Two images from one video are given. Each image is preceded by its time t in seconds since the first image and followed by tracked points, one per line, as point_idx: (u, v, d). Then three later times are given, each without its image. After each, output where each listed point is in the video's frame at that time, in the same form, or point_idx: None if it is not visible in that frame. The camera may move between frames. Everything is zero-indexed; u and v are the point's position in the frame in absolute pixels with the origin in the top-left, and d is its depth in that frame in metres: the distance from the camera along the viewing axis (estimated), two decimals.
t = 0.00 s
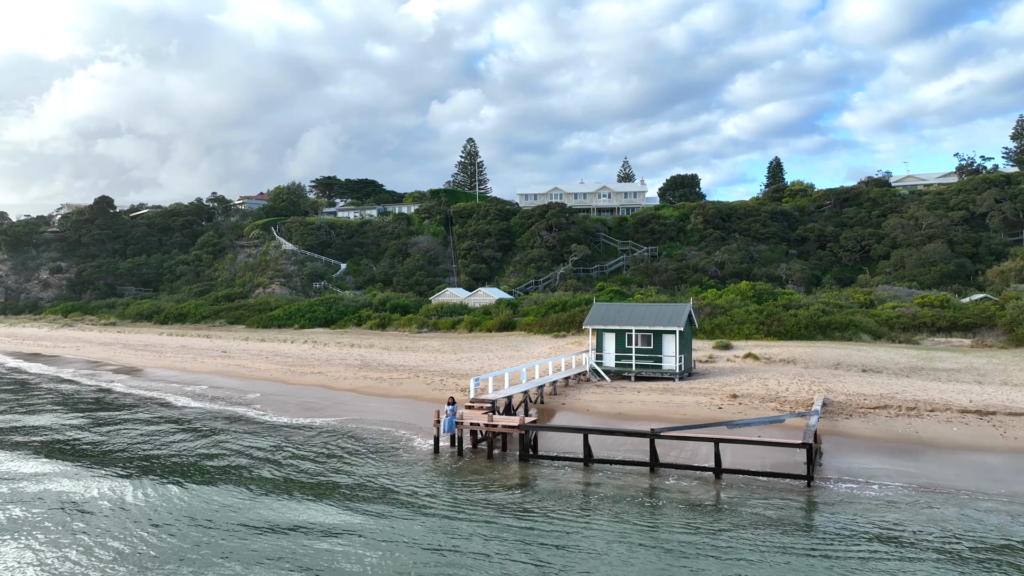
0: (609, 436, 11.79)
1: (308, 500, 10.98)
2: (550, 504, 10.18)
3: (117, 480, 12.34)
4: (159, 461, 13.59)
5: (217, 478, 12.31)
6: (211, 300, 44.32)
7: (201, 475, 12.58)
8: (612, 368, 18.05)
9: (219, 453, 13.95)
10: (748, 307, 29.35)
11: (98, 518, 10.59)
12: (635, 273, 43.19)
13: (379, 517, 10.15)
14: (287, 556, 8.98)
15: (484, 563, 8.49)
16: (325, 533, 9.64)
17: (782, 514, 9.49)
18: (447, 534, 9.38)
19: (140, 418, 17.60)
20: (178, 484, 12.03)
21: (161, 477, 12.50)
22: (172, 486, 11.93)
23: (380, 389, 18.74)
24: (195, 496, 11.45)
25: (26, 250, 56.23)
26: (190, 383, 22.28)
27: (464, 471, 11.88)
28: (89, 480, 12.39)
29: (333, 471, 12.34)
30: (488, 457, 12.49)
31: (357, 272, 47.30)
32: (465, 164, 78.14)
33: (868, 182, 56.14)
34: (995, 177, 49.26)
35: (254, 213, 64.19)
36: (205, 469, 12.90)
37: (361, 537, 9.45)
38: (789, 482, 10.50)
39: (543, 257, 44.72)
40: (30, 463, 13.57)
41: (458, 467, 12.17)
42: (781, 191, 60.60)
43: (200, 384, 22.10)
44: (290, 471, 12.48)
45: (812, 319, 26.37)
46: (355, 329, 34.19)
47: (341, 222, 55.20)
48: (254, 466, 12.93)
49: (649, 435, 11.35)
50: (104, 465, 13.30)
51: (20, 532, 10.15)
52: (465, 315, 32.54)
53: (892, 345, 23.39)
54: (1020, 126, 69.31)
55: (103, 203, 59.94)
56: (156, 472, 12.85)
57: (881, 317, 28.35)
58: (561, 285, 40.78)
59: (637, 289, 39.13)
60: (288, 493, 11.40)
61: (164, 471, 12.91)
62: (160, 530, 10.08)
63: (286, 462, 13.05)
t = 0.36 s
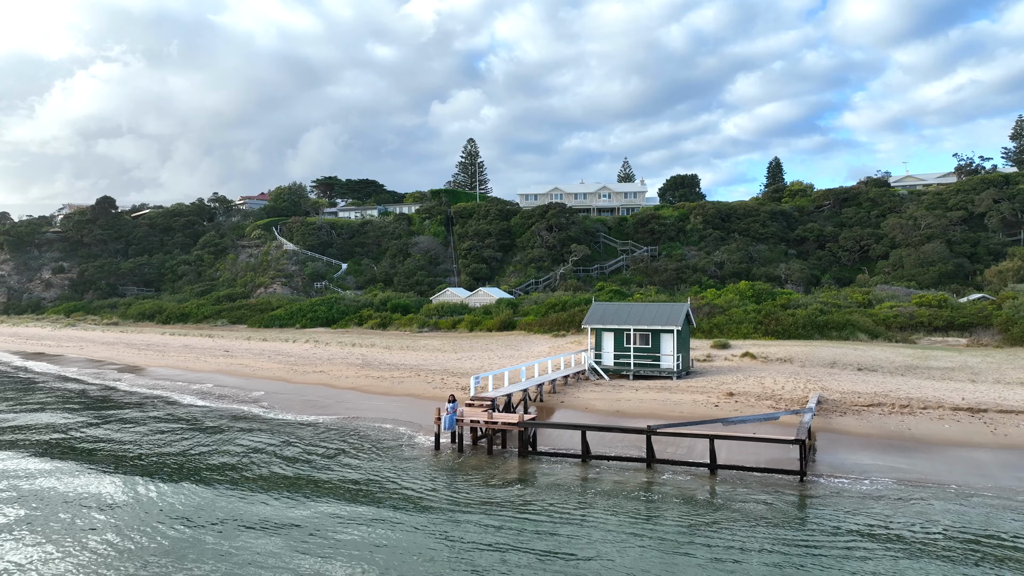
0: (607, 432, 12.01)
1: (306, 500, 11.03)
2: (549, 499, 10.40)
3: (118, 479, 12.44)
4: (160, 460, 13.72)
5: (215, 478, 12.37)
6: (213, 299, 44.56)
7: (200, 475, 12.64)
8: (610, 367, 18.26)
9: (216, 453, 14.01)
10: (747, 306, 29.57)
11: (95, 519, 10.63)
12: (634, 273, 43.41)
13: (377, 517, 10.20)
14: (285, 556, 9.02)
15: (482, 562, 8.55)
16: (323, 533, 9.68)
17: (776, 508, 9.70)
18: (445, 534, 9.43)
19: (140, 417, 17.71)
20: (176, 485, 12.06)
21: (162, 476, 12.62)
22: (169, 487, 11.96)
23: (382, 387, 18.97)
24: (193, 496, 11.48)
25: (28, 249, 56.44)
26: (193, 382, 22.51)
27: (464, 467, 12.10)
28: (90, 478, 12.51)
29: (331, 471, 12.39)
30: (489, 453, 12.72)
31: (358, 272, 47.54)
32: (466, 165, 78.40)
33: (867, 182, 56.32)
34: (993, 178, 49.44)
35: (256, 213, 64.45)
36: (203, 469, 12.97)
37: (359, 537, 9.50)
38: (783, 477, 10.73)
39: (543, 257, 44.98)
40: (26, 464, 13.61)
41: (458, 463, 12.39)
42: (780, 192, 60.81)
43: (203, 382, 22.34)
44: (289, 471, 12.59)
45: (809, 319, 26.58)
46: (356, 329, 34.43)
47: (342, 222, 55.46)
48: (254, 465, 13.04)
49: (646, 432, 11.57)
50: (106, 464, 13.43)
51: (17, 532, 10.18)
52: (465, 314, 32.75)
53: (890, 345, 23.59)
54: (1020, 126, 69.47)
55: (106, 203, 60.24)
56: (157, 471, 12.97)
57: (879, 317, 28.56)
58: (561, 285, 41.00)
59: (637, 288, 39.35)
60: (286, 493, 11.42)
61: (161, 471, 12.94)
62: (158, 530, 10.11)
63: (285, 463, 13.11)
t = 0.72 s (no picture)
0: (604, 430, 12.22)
1: (306, 499, 11.11)
2: (547, 494, 10.61)
3: (119, 478, 12.54)
4: (161, 459, 13.82)
5: (214, 478, 12.44)
6: (214, 299, 44.75)
7: (201, 473, 12.77)
8: (609, 366, 18.46)
9: (215, 453, 14.07)
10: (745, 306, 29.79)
11: (95, 518, 10.72)
12: (634, 272, 43.62)
13: (377, 515, 10.28)
14: (285, 553, 9.11)
15: (481, 559, 8.65)
16: (322, 531, 9.78)
17: (770, 502, 9.94)
18: (445, 531, 9.54)
19: (141, 417, 17.84)
20: (175, 484, 12.15)
21: (163, 474, 12.73)
22: (169, 486, 12.04)
23: (384, 386, 19.20)
24: (193, 495, 11.57)
25: (30, 249, 56.66)
26: (196, 381, 22.70)
27: (465, 464, 12.31)
28: (91, 478, 12.61)
29: (331, 471, 12.46)
30: (489, 450, 12.94)
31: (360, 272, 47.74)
32: (466, 165, 78.61)
33: (866, 182, 56.52)
34: (991, 178, 49.65)
35: (257, 213, 64.67)
36: (204, 468, 13.08)
37: (359, 535, 9.58)
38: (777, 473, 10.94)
39: (543, 257, 45.21)
40: (26, 463, 13.69)
41: (458, 460, 12.60)
42: (780, 192, 61.02)
43: (206, 381, 22.54)
44: (289, 469, 12.71)
45: (807, 318, 26.80)
46: (358, 328, 34.64)
47: (343, 222, 55.68)
48: (255, 464, 13.15)
49: (643, 429, 11.78)
50: (108, 464, 13.55)
51: (18, 531, 10.28)
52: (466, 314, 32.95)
53: (886, 343, 23.80)
54: (1019, 127, 69.66)
55: (107, 203, 60.45)
56: (158, 470, 13.08)
57: (877, 316, 28.76)
58: (561, 285, 41.20)
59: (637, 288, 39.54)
60: (285, 492, 11.49)
61: (161, 471, 13.02)
62: (158, 529, 10.19)
63: (284, 462, 13.18)
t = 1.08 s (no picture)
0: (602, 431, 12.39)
1: (306, 498, 11.20)
2: (546, 490, 10.82)
3: (119, 478, 12.62)
4: (161, 459, 13.91)
5: (215, 477, 12.53)
6: (216, 299, 44.99)
7: (200, 473, 12.84)
8: (608, 365, 18.66)
9: (215, 453, 14.16)
10: (743, 305, 30.09)
11: (97, 517, 10.82)
12: (634, 272, 43.86)
13: (378, 513, 10.40)
14: (287, 551, 9.22)
15: (481, 554, 8.78)
16: (320, 529, 9.89)
17: (763, 496, 10.19)
18: (444, 528, 9.67)
19: (145, 416, 18.02)
20: (177, 484, 12.24)
21: (162, 475, 12.80)
22: (168, 486, 12.13)
23: (386, 385, 19.42)
24: (195, 494, 11.66)
25: (32, 250, 56.86)
26: (201, 380, 22.94)
27: (465, 460, 12.54)
28: (93, 478, 12.70)
29: (331, 470, 12.57)
30: (489, 447, 13.18)
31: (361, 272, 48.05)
32: (467, 165, 78.89)
33: (865, 183, 56.72)
34: (990, 178, 49.84)
35: (258, 213, 64.95)
36: (203, 468, 13.16)
37: (360, 532, 9.70)
38: (773, 469, 11.13)
39: (543, 257, 45.44)
40: (26, 463, 13.76)
41: (458, 456, 12.84)
42: (780, 192, 61.23)
43: (210, 380, 22.80)
44: (288, 469, 12.79)
45: (805, 318, 27.02)
46: (360, 328, 34.89)
47: (345, 223, 55.98)
48: (253, 464, 13.21)
49: (640, 426, 11.98)
50: (108, 464, 13.65)
51: (17, 529, 10.37)
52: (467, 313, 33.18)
53: (883, 343, 24.04)
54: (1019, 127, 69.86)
55: (110, 203, 60.76)
56: (156, 470, 13.15)
57: (874, 315, 28.99)
58: (561, 285, 41.41)
59: (637, 288, 39.75)
60: (286, 492, 11.59)
61: (162, 470, 13.11)
62: (160, 527, 10.29)
63: (284, 462, 13.27)
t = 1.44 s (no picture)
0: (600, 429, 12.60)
1: (306, 497, 11.32)
2: (544, 486, 11.02)
3: (120, 478, 12.73)
4: (161, 460, 13.99)
5: (213, 478, 12.59)
6: (218, 299, 45.19)
7: (201, 473, 12.94)
8: (607, 364, 18.88)
9: (214, 453, 14.24)
10: (742, 305, 30.31)
11: (97, 517, 10.92)
12: (634, 272, 44.06)
13: (378, 511, 10.48)
14: (287, 550, 9.28)
15: (479, 550, 8.91)
16: (320, 526, 10.02)
17: (757, 491, 10.40)
18: (443, 525, 9.83)
19: (149, 415, 18.18)
20: (175, 484, 12.29)
21: (163, 475, 12.89)
22: (168, 486, 12.22)
23: (388, 383, 19.66)
24: (193, 495, 11.71)
25: (35, 250, 57.09)
26: (204, 379, 23.16)
27: (465, 456, 12.77)
28: (94, 477, 12.81)
29: (330, 470, 12.65)
30: (489, 444, 13.40)
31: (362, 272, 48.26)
32: (468, 166, 79.12)
33: (865, 183, 56.92)
34: (989, 178, 50.03)
35: (260, 214, 65.22)
36: (204, 468, 13.25)
37: (360, 531, 9.78)
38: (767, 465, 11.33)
39: (543, 257, 45.69)
40: (25, 464, 13.82)
41: (459, 452, 13.07)
42: (779, 192, 61.43)
43: (213, 379, 23.01)
44: (288, 468, 12.89)
45: (803, 317, 27.23)
46: (361, 328, 35.12)
47: (346, 223, 56.23)
48: (254, 464, 13.32)
49: (638, 423, 12.19)
50: (110, 463, 13.76)
51: (19, 529, 10.47)
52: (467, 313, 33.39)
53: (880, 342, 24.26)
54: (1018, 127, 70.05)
55: (112, 204, 61.00)
56: (157, 470, 13.24)
57: (872, 315, 29.20)
58: (561, 285, 41.62)
59: (636, 288, 39.95)
60: (285, 491, 11.65)
61: (160, 471, 13.18)
62: (159, 528, 10.33)
63: (284, 461, 13.37)
